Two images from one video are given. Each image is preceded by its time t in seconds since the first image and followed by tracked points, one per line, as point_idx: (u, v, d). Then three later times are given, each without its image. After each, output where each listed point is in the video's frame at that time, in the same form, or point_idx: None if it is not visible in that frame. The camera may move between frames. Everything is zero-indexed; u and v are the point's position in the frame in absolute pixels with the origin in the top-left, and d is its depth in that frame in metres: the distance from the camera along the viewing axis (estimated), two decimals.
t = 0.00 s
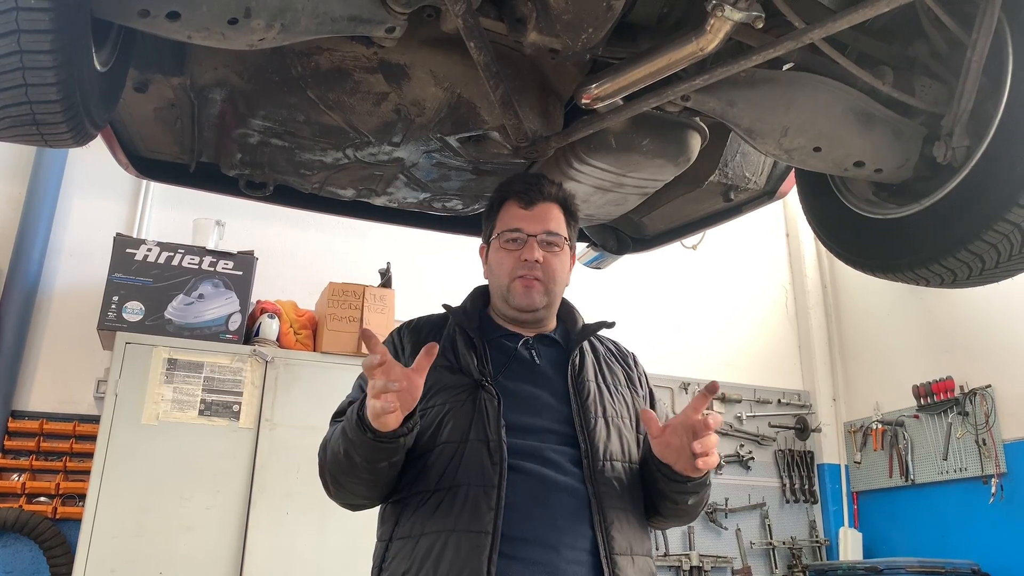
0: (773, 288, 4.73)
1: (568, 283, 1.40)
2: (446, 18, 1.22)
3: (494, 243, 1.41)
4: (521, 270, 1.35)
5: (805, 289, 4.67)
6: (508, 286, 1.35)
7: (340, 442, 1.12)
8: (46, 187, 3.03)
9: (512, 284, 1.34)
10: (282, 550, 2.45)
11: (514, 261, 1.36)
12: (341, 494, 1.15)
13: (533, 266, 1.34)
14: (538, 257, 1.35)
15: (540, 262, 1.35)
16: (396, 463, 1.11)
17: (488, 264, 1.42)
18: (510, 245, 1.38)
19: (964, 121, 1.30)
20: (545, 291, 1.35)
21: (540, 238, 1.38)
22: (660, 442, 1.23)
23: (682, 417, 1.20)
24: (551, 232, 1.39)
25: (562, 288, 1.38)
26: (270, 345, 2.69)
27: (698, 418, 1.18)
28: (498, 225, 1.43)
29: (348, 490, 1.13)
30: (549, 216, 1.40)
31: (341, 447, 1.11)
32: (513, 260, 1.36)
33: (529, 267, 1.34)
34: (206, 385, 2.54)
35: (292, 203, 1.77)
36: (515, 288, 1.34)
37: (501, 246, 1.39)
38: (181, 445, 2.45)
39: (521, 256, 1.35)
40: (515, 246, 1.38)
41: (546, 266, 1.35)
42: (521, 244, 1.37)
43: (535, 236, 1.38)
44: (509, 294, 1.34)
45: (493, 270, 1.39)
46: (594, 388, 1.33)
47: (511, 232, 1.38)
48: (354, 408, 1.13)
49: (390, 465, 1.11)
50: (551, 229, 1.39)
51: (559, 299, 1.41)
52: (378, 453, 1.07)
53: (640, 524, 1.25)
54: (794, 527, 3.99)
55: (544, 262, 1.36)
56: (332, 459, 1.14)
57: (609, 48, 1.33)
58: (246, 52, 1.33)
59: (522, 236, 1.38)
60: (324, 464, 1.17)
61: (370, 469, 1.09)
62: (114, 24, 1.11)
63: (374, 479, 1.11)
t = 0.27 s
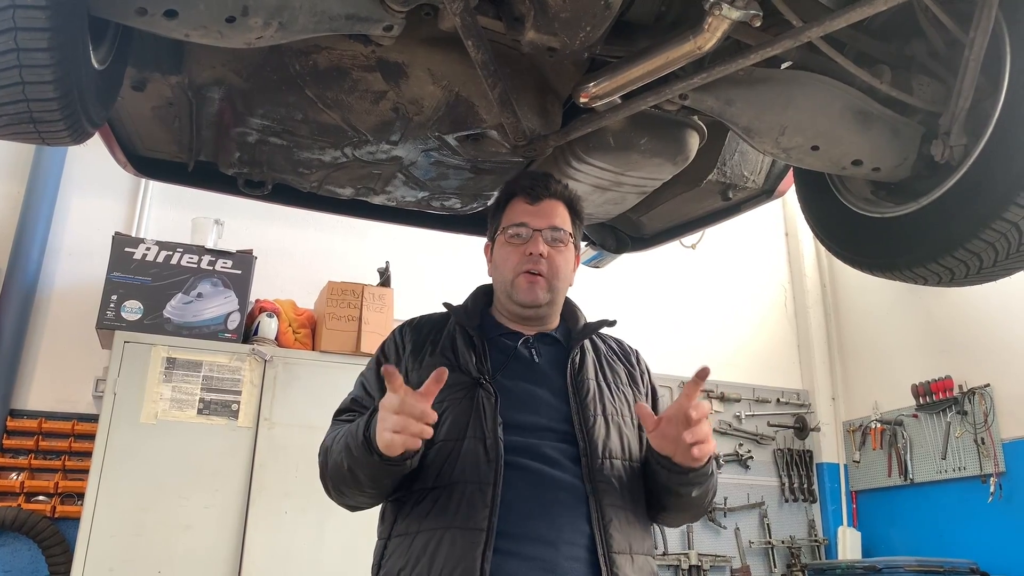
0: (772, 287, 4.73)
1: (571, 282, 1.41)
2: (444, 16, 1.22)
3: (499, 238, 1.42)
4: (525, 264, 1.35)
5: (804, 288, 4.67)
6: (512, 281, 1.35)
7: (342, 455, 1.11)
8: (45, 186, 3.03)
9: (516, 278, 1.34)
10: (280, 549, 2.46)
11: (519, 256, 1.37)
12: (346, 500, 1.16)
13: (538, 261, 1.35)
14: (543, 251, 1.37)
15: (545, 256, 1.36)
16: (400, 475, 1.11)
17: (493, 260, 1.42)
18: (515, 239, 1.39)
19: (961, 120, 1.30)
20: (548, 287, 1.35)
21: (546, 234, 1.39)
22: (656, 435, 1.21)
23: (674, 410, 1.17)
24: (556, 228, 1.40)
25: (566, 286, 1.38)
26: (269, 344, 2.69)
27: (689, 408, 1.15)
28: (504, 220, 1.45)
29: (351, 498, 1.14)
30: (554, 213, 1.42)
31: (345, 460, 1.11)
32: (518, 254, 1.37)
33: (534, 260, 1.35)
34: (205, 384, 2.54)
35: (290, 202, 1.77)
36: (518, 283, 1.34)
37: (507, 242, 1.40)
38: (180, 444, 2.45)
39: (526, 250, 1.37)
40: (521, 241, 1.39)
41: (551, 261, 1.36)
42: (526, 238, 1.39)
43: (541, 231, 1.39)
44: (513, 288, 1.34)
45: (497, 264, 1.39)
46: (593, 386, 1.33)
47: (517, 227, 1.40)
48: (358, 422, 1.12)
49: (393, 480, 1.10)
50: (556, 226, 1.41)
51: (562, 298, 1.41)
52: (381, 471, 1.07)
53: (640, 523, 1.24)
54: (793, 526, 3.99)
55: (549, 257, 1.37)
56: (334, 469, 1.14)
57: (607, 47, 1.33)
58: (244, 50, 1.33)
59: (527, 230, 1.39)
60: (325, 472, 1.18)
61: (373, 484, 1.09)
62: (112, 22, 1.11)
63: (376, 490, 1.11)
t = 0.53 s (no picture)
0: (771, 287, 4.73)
1: (571, 283, 1.40)
2: (441, 16, 1.22)
3: (501, 237, 1.41)
4: (527, 264, 1.34)
5: (802, 288, 4.68)
6: (513, 282, 1.33)
7: (347, 399, 1.12)
8: (43, 185, 3.03)
9: (517, 279, 1.33)
10: (279, 549, 2.46)
11: (520, 256, 1.36)
12: (335, 456, 1.14)
13: (539, 260, 1.34)
14: (545, 250, 1.35)
15: (546, 256, 1.35)
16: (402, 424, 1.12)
17: (495, 260, 1.41)
18: (517, 239, 1.38)
19: (958, 120, 1.30)
20: (549, 288, 1.33)
21: (547, 233, 1.38)
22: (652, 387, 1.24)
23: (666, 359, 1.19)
24: (558, 229, 1.39)
25: (566, 287, 1.37)
26: (267, 344, 2.69)
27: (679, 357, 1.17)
28: (507, 220, 1.45)
29: (346, 453, 1.13)
30: (557, 214, 1.41)
31: (348, 401, 1.11)
32: (520, 254, 1.36)
33: (536, 260, 1.33)
34: (203, 384, 2.54)
35: (288, 202, 1.77)
36: (519, 284, 1.33)
37: (508, 241, 1.39)
38: (178, 443, 2.45)
39: (528, 249, 1.35)
40: (522, 241, 1.37)
41: (552, 261, 1.35)
42: (528, 237, 1.37)
43: (543, 230, 1.38)
44: (514, 290, 1.32)
45: (499, 264, 1.38)
46: (592, 382, 1.34)
47: (519, 228, 1.38)
48: (365, 366, 1.13)
49: (394, 426, 1.10)
50: (558, 225, 1.40)
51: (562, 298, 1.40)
52: (386, 407, 1.07)
53: (637, 518, 1.25)
54: (791, 526, 3.99)
55: (550, 257, 1.35)
56: (334, 415, 1.13)
57: (604, 47, 1.33)
58: (242, 50, 1.33)
59: (529, 230, 1.38)
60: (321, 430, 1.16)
61: (375, 424, 1.09)
62: (108, 22, 1.11)
63: (374, 440, 1.11)
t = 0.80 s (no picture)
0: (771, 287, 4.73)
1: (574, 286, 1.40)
2: (441, 16, 1.22)
3: (502, 243, 1.39)
4: (532, 275, 1.33)
5: (802, 288, 4.68)
6: (519, 294, 1.33)
7: (356, 357, 1.12)
8: (42, 185, 3.02)
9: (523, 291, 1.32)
10: (278, 549, 2.45)
11: (525, 265, 1.34)
12: (338, 422, 1.13)
13: (545, 270, 1.33)
14: (550, 260, 1.34)
15: (552, 265, 1.34)
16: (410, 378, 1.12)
17: (496, 266, 1.39)
18: (520, 246, 1.36)
19: (958, 120, 1.30)
20: (555, 298, 1.34)
21: (551, 240, 1.36)
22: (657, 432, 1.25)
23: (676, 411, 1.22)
24: (561, 232, 1.38)
25: (571, 293, 1.37)
26: (267, 344, 2.68)
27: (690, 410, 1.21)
28: (506, 222, 1.41)
29: (350, 417, 1.12)
30: (558, 215, 1.39)
31: (356, 357, 1.11)
32: (523, 262, 1.34)
33: (542, 271, 1.32)
34: (202, 384, 2.54)
35: (288, 202, 1.77)
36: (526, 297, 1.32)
37: (511, 249, 1.37)
38: (178, 443, 2.45)
39: (532, 258, 1.34)
40: (526, 248, 1.35)
41: (557, 269, 1.34)
42: (531, 245, 1.36)
43: (546, 237, 1.36)
44: (520, 304, 1.33)
45: (502, 272, 1.36)
46: (593, 383, 1.33)
47: (521, 234, 1.36)
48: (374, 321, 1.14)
49: (401, 383, 1.11)
50: (561, 227, 1.38)
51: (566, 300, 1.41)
52: (396, 353, 1.08)
53: (636, 520, 1.25)
54: (791, 527, 3.99)
55: (555, 266, 1.34)
56: (341, 374, 1.13)
57: (604, 47, 1.33)
58: (241, 49, 1.33)
59: (532, 238, 1.36)
60: (325, 396, 1.15)
61: (384, 375, 1.09)
62: (107, 21, 1.11)
63: (380, 398, 1.11)
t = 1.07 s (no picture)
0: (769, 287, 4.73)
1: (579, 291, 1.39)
2: (439, 14, 1.22)
3: (509, 252, 1.36)
4: (542, 283, 1.31)
5: (801, 288, 4.68)
6: (529, 301, 1.31)
7: (363, 419, 1.10)
8: (40, 184, 3.02)
9: (534, 299, 1.31)
10: (277, 548, 2.45)
11: (534, 274, 1.32)
12: (342, 468, 1.13)
13: (556, 279, 1.31)
14: (560, 268, 1.33)
15: (562, 273, 1.33)
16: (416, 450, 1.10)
17: (501, 274, 1.36)
18: (529, 254, 1.34)
19: (957, 118, 1.29)
20: (565, 304, 1.33)
21: (559, 248, 1.35)
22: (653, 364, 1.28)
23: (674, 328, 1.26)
24: (568, 238, 1.37)
25: (577, 300, 1.36)
26: (265, 343, 2.68)
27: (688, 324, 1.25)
28: (511, 229, 1.38)
29: (356, 470, 1.12)
30: (564, 221, 1.38)
31: (363, 421, 1.09)
32: (533, 273, 1.32)
33: (553, 280, 1.31)
34: (201, 383, 2.53)
35: (286, 201, 1.76)
36: (536, 304, 1.31)
37: (518, 257, 1.34)
38: (176, 443, 2.44)
39: (543, 267, 1.32)
40: (535, 257, 1.34)
41: (567, 277, 1.33)
42: (540, 254, 1.34)
43: (555, 245, 1.35)
44: (531, 309, 1.31)
45: (510, 282, 1.34)
46: (594, 385, 1.33)
47: (529, 241, 1.34)
48: (384, 386, 1.11)
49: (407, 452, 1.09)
50: (567, 235, 1.37)
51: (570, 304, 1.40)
52: (405, 436, 1.06)
53: (633, 521, 1.25)
54: (790, 526, 3.99)
55: (565, 274, 1.33)
56: (347, 431, 1.12)
57: (603, 45, 1.33)
58: (239, 48, 1.33)
59: (541, 245, 1.35)
60: (331, 441, 1.14)
61: (390, 452, 1.07)
62: (105, 19, 1.11)
63: (386, 462, 1.09)
